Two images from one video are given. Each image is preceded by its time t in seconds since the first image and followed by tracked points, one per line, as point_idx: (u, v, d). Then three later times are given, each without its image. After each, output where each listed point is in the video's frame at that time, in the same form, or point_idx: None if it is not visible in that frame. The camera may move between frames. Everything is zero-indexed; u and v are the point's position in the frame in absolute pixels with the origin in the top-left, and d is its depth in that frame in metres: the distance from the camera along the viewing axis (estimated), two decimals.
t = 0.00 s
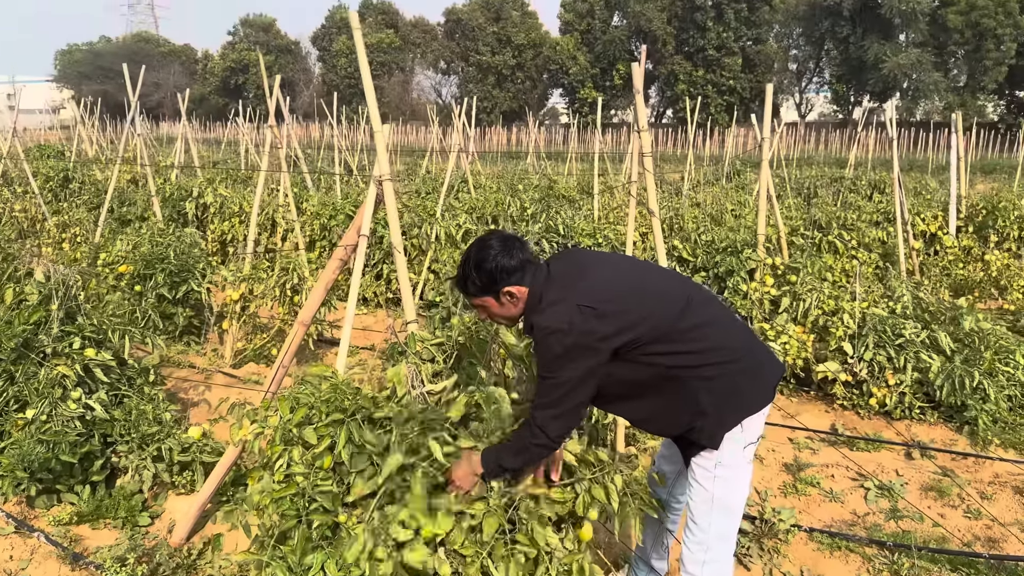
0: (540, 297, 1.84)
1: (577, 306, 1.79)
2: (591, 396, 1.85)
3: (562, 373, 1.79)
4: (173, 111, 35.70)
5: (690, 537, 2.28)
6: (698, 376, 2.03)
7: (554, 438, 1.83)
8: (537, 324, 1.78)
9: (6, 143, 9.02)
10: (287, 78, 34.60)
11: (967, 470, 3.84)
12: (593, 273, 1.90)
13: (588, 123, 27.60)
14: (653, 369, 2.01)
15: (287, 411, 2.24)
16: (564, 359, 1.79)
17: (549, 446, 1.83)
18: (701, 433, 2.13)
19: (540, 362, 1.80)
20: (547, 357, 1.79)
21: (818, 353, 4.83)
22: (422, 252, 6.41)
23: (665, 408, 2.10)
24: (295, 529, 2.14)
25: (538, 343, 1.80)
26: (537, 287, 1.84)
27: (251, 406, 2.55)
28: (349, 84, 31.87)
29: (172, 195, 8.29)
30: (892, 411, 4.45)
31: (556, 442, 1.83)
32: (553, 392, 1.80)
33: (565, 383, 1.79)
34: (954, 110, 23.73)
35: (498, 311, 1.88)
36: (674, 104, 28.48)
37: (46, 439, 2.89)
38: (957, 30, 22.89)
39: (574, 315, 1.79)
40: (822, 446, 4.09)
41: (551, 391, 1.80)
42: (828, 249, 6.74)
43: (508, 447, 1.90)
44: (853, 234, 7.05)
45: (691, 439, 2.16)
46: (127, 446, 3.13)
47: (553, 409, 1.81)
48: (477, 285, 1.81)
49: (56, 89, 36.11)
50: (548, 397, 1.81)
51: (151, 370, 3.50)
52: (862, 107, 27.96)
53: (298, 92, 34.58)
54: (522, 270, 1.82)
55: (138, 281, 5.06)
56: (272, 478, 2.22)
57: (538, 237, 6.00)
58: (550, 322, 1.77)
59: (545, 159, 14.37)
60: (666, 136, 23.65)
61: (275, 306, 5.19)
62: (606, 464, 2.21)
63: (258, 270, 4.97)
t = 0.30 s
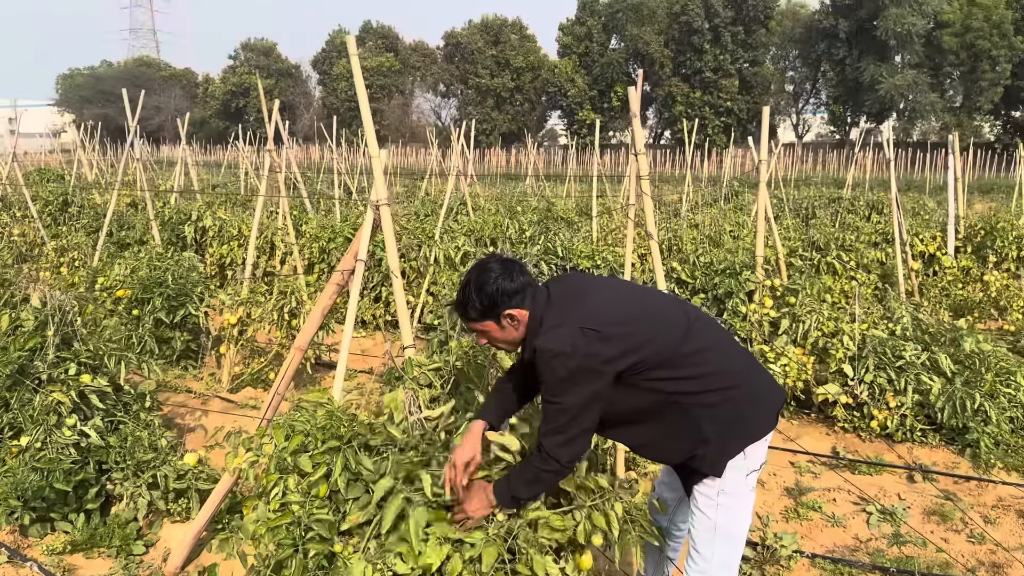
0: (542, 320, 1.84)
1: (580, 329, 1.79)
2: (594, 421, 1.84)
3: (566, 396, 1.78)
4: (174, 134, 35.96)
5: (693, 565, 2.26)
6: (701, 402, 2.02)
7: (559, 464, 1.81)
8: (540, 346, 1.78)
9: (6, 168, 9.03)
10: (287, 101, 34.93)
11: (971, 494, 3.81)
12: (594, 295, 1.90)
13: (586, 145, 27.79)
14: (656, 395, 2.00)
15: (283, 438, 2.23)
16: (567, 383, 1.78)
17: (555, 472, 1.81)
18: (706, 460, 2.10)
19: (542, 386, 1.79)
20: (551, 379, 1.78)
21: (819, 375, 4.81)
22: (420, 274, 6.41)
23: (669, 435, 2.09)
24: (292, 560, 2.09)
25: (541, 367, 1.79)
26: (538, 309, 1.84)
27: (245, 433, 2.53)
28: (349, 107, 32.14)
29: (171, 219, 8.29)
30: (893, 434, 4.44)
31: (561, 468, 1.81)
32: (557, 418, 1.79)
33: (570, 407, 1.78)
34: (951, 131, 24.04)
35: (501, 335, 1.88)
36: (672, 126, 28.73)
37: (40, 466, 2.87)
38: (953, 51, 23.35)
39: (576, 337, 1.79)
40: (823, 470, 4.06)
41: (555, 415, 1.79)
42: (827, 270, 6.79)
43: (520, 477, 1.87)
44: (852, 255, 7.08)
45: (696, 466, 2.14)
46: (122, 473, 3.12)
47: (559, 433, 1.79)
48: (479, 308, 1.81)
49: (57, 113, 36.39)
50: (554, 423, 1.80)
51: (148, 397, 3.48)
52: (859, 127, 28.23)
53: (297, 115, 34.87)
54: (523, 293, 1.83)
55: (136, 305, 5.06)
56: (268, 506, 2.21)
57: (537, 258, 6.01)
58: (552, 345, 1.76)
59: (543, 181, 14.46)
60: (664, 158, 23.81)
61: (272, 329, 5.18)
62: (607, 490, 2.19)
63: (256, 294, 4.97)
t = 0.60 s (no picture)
0: (542, 340, 1.84)
1: (582, 352, 1.80)
2: (599, 443, 1.83)
3: (571, 418, 1.78)
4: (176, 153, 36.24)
5: None
6: (705, 422, 2.02)
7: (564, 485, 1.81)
8: (543, 367, 1.78)
9: (11, 189, 9.10)
10: (289, 121, 35.22)
11: (975, 513, 3.78)
12: (597, 317, 1.91)
13: (587, 163, 27.94)
14: (660, 416, 2.00)
15: (282, 459, 2.22)
16: (572, 405, 1.78)
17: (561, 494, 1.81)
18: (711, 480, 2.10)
19: (546, 406, 1.80)
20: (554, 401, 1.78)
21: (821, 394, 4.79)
22: (422, 293, 6.43)
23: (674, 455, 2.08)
24: None
25: (545, 388, 1.79)
26: (540, 331, 1.85)
27: (246, 454, 2.52)
28: (352, 126, 32.38)
29: (173, 239, 8.33)
30: (898, 452, 4.41)
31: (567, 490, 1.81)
32: (561, 439, 1.79)
33: (576, 429, 1.78)
34: (951, 147, 24.20)
35: (501, 357, 1.89)
36: (672, 144, 28.90)
37: (40, 487, 2.87)
38: (952, 68, 23.45)
39: (579, 358, 1.79)
40: (827, 489, 4.04)
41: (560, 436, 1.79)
42: (829, 287, 6.80)
43: (527, 499, 1.88)
44: (854, 273, 7.08)
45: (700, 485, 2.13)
46: (122, 494, 3.11)
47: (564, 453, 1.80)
48: (480, 330, 1.81)
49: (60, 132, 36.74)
50: (558, 445, 1.80)
51: (149, 417, 3.49)
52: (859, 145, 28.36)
53: (300, 134, 35.13)
54: (524, 315, 1.84)
55: (136, 325, 5.07)
56: (268, 528, 2.19)
57: (538, 277, 6.03)
58: (556, 367, 1.77)
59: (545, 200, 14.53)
60: (664, 176, 23.94)
61: (273, 349, 5.18)
62: (610, 512, 2.20)
63: (258, 313, 4.98)
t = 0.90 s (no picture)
0: (545, 344, 1.87)
1: (584, 357, 1.82)
2: (598, 448, 1.84)
3: (574, 420, 1.78)
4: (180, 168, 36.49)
5: None
6: (705, 434, 2.02)
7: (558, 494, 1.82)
8: (545, 371, 1.80)
9: (16, 205, 9.16)
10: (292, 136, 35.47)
11: (979, 527, 3.77)
12: (599, 323, 1.93)
13: (589, 177, 28.06)
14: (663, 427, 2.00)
15: (285, 473, 2.23)
16: (573, 409, 1.78)
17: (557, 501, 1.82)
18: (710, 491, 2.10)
19: (546, 410, 1.80)
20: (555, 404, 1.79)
21: (824, 407, 4.78)
22: (425, 307, 6.44)
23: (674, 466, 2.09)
24: None
25: (546, 391, 1.80)
26: (542, 335, 1.88)
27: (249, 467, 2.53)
28: (354, 141, 32.67)
29: (176, 254, 8.38)
30: (901, 466, 4.40)
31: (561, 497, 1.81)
32: (560, 444, 1.79)
33: (575, 435, 1.78)
34: (953, 161, 24.25)
35: (502, 359, 1.91)
36: (674, 158, 29.03)
37: (43, 501, 2.87)
38: (953, 82, 23.55)
39: (582, 362, 1.80)
40: (830, 503, 4.03)
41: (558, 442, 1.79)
42: (831, 301, 6.80)
43: (523, 508, 1.87)
44: (856, 286, 7.09)
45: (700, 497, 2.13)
46: (125, 508, 3.11)
47: (562, 459, 1.80)
48: (483, 329, 1.84)
49: (65, 148, 37.04)
50: (557, 451, 1.80)
51: (151, 432, 3.52)
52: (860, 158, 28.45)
53: (303, 149, 35.37)
54: (528, 319, 1.86)
55: (140, 339, 5.10)
56: (270, 542, 2.20)
57: (540, 291, 6.04)
58: (559, 371, 1.78)
59: (546, 213, 14.57)
60: (665, 190, 24.04)
61: (276, 363, 5.19)
62: (610, 526, 2.22)
63: (261, 328, 5.00)
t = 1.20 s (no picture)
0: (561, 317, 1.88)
1: (613, 333, 1.81)
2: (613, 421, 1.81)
3: (607, 396, 1.75)
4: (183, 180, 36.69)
5: None
6: (706, 433, 2.03)
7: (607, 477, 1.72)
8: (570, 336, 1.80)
9: (21, 217, 9.21)
10: (296, 148, 35.69)
11: (983, 538, 3.75)
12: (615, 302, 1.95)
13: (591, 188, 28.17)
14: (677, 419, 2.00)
15: (290, 484, 2.25)
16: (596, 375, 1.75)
17: (611, 485, 1.72)
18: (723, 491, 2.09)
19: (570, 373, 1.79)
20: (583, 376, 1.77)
21: (828, 419, 4.77)
22: (427, 318, 6.45)
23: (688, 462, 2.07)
24: None
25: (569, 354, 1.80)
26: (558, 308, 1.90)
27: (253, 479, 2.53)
28: (357, 152, 32.91)
29: (179, 266, 8.42)
30: (905, 477, 4.39)
31: (612, 481, 1.71)
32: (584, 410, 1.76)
33: (611, 411, 1.73)
34: (955, 172, 24.27)
35: (517, 326, 1.94)
36: (676, 169, 29.14)
37: (47, 512, 2.86)
38: (954, 93, 23.66)
39: (604, 331, 1.81)
40: (834, 514, 4.01)
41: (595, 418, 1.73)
42: (834, 312, 6.81)
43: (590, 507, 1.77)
44: (859, 297, 7.10)
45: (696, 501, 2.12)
46: (128, 520, 3.12)
47: (605, 437, 1.72)
48: (499, 293, 1.86)
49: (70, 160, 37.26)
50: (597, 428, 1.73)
51: (154, 443, 3.54)
52: (862, 169, 28.53)
53: (306, 161, 35.57)
54: (544, 288, 1.88)
55: (144, 351, 5.12)
56: (274, 552, 2.21)
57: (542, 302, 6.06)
58: (583, 335, 1.78)
59: (549, 225, 14.64)
60: (667, 201, 24.14)
61: (280, 374, 5.20)
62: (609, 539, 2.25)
63: (264, 339, 5.02)
